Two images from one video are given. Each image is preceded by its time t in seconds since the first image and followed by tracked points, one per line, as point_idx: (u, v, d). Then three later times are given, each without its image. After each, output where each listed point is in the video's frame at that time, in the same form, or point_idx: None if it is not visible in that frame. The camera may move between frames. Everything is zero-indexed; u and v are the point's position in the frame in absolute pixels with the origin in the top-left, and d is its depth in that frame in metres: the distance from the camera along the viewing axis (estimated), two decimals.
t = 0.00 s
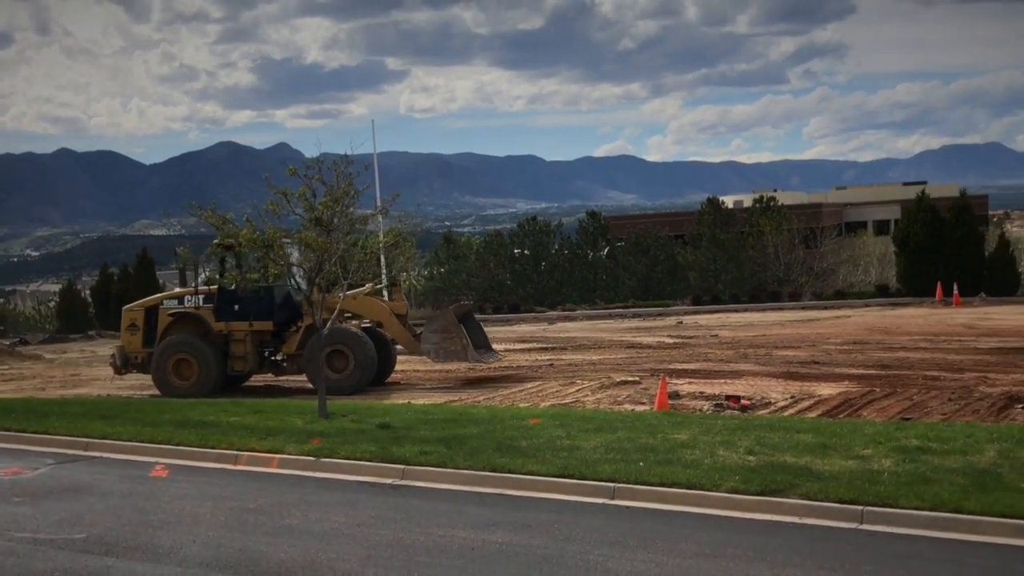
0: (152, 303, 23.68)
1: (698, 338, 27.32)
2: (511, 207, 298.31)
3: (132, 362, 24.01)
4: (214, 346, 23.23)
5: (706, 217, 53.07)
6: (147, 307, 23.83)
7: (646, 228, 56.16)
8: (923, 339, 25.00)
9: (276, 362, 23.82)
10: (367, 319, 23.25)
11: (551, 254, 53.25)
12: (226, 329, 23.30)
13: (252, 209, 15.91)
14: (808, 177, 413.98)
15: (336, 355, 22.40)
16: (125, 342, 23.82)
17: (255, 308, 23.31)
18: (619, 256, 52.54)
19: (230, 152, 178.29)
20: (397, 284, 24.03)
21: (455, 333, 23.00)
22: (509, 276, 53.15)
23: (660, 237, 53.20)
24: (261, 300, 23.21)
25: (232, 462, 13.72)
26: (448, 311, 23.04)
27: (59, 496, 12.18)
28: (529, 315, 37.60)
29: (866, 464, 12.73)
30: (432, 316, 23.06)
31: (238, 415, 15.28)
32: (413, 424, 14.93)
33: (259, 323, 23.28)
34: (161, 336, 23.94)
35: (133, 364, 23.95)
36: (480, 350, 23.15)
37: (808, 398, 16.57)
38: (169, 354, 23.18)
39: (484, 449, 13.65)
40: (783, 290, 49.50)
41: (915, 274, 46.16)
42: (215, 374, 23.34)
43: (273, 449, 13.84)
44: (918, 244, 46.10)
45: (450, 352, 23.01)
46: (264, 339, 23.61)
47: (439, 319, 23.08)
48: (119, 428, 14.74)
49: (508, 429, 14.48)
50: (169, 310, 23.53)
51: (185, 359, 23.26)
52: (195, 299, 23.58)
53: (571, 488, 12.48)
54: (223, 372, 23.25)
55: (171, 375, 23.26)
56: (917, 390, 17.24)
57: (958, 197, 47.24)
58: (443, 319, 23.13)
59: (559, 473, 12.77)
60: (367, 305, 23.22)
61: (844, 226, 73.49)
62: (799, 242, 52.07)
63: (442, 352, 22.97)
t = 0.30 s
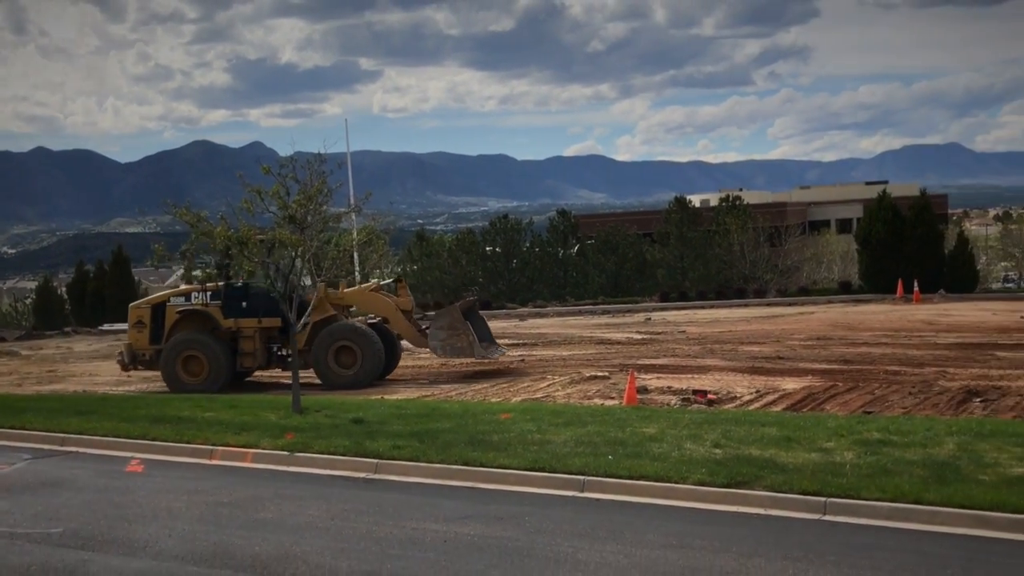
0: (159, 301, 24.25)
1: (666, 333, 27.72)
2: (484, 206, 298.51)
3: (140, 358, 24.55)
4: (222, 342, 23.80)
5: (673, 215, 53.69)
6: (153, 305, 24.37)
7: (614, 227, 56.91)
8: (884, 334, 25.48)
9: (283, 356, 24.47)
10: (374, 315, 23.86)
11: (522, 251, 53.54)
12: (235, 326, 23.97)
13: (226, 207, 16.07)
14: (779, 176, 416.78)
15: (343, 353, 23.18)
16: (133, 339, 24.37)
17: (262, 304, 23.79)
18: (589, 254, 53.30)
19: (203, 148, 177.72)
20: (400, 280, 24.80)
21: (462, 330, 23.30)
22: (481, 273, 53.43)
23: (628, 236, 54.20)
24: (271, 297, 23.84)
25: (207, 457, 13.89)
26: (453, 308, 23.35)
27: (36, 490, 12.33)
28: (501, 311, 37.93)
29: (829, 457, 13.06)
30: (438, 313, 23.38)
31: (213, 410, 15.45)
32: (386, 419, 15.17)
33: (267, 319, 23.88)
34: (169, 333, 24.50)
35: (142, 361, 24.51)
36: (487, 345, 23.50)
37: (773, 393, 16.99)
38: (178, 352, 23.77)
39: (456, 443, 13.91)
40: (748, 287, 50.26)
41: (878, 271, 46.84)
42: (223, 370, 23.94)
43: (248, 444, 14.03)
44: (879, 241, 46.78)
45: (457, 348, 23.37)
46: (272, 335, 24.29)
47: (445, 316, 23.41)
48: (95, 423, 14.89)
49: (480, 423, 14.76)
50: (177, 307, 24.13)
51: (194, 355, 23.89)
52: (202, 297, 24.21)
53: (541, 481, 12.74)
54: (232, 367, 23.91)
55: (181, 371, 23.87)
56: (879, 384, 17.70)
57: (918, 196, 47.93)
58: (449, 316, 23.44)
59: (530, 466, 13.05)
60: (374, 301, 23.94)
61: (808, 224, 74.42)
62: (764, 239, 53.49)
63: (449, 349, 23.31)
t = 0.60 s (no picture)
0: (164, 296, 24.63)
1: (632, 328, 28.12)
2: (455, 203, 298.60)
3: (146, 352, 24.89)
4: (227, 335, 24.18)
5: (638, 213, 54.37)
6: (159, 300, 24.78)
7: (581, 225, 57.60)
8: (844, 328, 25.99)
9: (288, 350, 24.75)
10: (377, 309, 24.52)
11: (491, 248, 53.72)
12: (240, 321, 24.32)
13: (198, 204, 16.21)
14: (749, 174, 419.46)
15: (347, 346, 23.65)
16: (138, 333, 24.72)
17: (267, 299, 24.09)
18: (556, 250, 53.72)
19: (171, 144, 176.83)
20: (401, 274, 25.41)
21: (465, 321, 24.05)
22: (450, 269, 53.58)
23: (595, 232, 54.73)
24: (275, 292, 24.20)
25: (180, 451, 14.07)
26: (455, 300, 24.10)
27: (9, 484, 12.47)
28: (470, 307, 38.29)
29: (790, 448, 13.40)
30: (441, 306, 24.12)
31: (186, 405, 15.63)
32: (357, 413, 15.41)
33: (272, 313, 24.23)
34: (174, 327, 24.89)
35: (148, 355, 24.85)
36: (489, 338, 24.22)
37: (735, 385, 17.42)
38: (183, 345, 24.16)
39: (427, 437, 14.16)
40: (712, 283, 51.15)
41: (837, 267, 47.59)
42: (228, 365, 24.29)
43: (220, 438, 14.22)
44: (838, 238, 47.44)
45: (460, 340, 24.14)
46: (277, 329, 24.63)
47: (447, 308, 24.15)
48: (69, 419, 15.05)
49: (450, 416, 15.03)
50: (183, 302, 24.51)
51: (200, 350, 24.26)
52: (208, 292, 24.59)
53: (510, 473, 13.00)
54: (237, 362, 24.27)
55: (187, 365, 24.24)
56: (839, 377, 18.15)
57: (877, 194, 48.67)
58: (452, 308, 24.22)
59: (498, 458, 13.31)
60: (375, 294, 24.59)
61: (770, 222, 75.38)
62: (727, 237, 54.65)
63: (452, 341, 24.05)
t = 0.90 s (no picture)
0: (170, 292, 24.83)
1: (599, 324, 28.49)
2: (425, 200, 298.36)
3: (152, 348, 25.09)
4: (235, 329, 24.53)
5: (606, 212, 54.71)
6: (164, 296, 24.92)
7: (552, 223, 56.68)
8: (805, 324, 26.49)
9: (291, 346, 24.91)
10: (381, 301, 24.79)
11: (462, 245, 54.75)
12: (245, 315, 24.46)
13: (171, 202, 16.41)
14: (718, 171, 421.70)
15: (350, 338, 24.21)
16: (144, 329, 24.93)
17: (271, 293, 24.55)
18: (526, 246, 53.59)
19: (139, 139, 176.02)
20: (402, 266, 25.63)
21: (467, 312, 24.46)
22: (422, 266, 54.42)
23: (564, 230, 54.56)
24: (278, 286, 24.44)
25: (154, 445, 14.24)
26: (458, 292, 24.50)
27: None
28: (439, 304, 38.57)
29: (753, 441, 13.75)
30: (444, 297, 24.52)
31: (159, 401, 15.80)
32: (329, 408, 15.63)
33: (276, 307, 24.46)
34: (179, 323, 25.10)
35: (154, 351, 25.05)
36: (491, 328, 24.75)
37: (700, 380, 17.89)
38: (191, 339, 24.43)
39: (398, 431, 14.41)
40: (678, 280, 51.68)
41: (800, 265, 48.20)
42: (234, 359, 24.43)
43: (194, 432, 14.40)
44: (800, 236, 48.00)
45: (463, 330, 24.56)
46: (283, 324, 24.81)
47: (450, 300, 24.54)
48: (44, 414, 15.20)
49: (421, 411, 15.29)
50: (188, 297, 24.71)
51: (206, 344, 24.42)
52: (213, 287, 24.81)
53: (480, 466, 13.25)
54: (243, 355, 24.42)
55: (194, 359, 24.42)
56: (801, 372, 18.57)
57: (837, 193, 49.44)
58: (454, 299, 24.64)
59: (468, 452, 13.57)
60: (378, 287, 24.85)
61: (735, 221, 76.29)
62: (692, 235, 55.56)
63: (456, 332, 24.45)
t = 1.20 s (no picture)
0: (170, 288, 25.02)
1: (565, 320, 28.84)
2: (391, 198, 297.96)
3: (154, 344, 25.27)
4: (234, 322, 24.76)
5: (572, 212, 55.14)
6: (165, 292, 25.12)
7: (521, 224, 56.48)
8: (765, 321, 26.99)
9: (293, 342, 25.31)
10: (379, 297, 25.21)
11: (430, 244, 54.69)
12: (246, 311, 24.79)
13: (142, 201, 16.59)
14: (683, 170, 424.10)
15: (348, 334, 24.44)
16: (146, 325, 25.10)
17: (272, 288, 24.91)
18: (494, 245, 54.33)
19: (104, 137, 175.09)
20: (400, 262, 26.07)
21: (462, 308, 24.67)
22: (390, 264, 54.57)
23: (531, 228, 55.70)
24: (278, 282, 24.76)
25: (125, 441, 14.41)
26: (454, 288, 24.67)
27: None
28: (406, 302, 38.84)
29: (714, 435, 14.12)
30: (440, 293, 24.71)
31: (130, 397, 15.95)
32: (299, 403, 15.85)
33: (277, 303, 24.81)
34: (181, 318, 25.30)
35: (156, 347, 25.23)
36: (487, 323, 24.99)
37: (663, 375, 18.31)
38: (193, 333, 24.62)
39: (367, 426, 14.65)
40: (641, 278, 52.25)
41: (760, 264, 48.80)
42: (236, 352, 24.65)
43: (164, 428, 14.58)
44: (761, 236, 48.59)
45: (458, 326, 24.82)
46: (284, 319, 25.16)
47: (446, 296, 24.73)
48: (15, 410, 15.32)
49: (390, 406, 15.55)
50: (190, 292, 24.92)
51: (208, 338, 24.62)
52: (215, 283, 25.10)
53: (448, 461, 13.52)
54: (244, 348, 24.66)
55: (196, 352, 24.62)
56: (761, 368, 19.01)
57: (796, 193, 50.15)
58: (450, 296, 24.83)
59: (436, 447, 13.84)
60: (377, 283, 25.29)
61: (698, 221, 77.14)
62: (655, 233, 55.66)
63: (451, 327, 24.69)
